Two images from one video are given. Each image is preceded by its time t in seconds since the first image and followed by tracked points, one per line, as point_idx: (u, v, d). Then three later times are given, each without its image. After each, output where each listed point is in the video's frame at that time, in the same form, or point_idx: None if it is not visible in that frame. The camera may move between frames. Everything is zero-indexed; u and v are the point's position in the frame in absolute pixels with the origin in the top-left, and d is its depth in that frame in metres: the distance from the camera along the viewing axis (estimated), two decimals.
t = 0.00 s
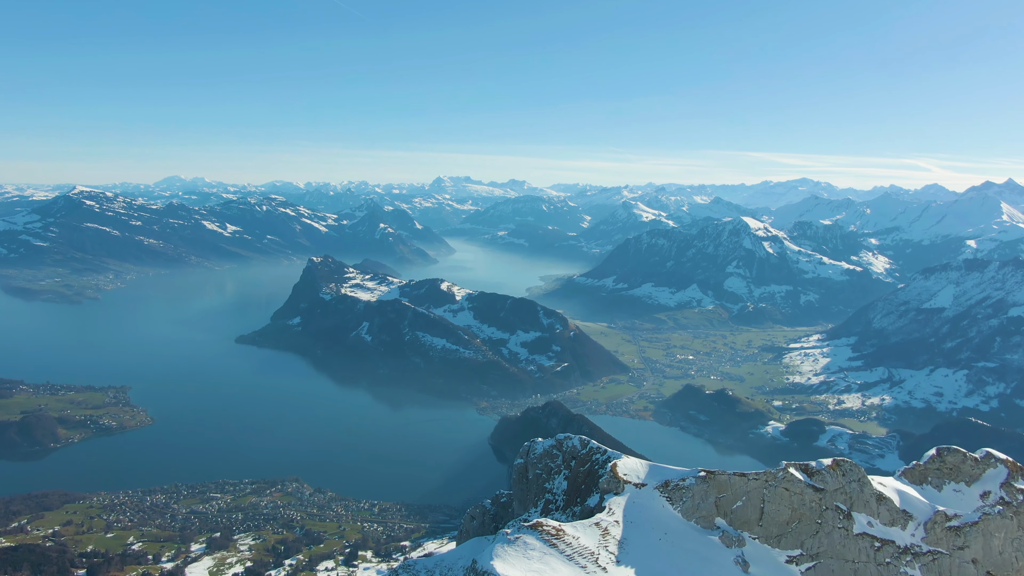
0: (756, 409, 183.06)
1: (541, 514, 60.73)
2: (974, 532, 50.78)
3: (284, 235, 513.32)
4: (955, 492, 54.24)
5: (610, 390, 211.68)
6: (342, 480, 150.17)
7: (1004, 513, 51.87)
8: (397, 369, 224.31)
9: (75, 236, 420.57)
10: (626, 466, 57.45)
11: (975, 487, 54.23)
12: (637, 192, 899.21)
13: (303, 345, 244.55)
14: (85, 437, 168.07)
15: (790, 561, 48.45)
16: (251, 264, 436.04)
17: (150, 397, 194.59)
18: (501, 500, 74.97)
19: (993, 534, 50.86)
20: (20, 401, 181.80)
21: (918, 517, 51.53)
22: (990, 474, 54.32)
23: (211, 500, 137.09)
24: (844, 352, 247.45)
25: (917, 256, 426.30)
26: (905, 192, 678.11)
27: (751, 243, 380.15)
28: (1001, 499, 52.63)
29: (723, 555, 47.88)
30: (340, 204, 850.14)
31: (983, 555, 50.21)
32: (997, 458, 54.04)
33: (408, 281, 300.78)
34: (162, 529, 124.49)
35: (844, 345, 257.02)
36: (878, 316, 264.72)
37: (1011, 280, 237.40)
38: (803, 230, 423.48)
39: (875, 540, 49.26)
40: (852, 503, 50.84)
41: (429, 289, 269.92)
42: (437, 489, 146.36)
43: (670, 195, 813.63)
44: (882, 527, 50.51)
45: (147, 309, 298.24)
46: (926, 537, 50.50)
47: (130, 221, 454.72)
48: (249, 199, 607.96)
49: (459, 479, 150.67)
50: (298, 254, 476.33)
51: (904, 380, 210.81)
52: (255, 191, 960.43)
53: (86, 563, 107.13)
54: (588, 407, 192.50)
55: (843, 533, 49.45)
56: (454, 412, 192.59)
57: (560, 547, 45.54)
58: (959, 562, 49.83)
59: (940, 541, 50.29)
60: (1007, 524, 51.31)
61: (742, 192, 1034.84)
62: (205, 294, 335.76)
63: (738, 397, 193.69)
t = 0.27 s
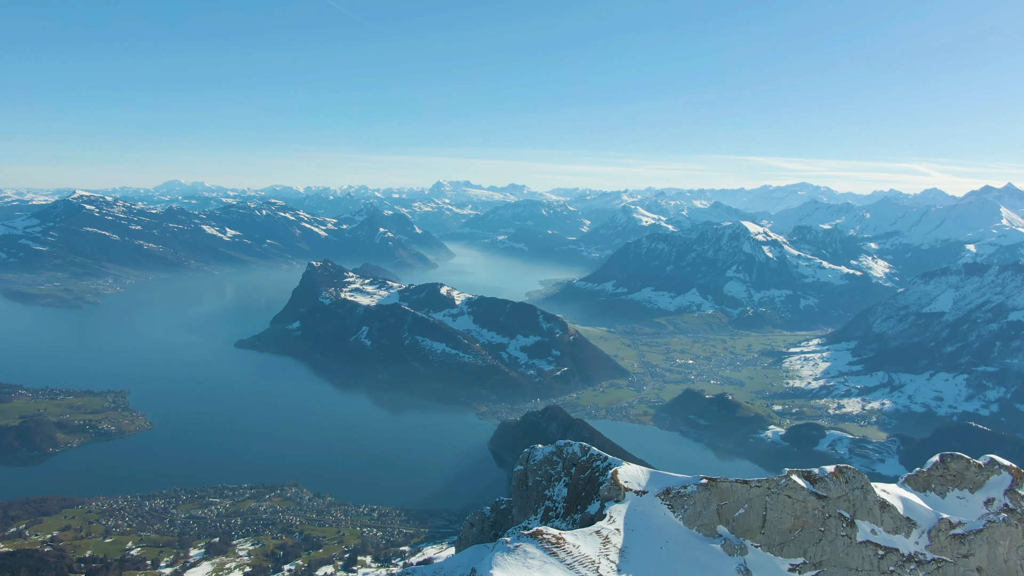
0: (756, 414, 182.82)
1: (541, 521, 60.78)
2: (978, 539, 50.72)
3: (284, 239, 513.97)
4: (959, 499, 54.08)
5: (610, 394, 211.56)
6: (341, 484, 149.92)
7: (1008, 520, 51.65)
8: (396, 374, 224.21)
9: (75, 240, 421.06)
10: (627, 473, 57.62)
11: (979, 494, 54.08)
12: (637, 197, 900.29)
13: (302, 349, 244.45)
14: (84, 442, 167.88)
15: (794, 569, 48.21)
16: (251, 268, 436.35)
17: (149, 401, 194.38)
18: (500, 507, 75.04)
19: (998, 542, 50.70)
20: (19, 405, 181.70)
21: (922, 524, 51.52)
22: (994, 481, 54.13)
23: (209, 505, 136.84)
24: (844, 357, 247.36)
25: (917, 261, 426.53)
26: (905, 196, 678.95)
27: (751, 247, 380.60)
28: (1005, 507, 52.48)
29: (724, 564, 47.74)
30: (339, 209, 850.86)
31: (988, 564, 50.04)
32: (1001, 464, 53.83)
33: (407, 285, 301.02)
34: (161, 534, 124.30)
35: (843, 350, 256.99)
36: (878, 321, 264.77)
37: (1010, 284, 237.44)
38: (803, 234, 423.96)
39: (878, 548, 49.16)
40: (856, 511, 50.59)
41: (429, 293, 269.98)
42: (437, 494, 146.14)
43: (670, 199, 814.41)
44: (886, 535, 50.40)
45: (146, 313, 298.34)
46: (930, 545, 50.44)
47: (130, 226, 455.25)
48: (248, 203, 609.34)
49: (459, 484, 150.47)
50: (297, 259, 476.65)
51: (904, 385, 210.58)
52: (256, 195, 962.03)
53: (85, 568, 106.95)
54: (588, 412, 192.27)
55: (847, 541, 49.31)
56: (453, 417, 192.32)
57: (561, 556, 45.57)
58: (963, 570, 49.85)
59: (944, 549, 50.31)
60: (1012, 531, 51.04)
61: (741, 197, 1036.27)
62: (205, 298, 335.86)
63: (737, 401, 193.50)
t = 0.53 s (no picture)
0: (756, 418, 182.54)
1: (541, 529, 60.63)
2: (983, 547, 51.63)
3: (284, 244, 514.16)
4: (964, 507, 55.16)
5: (610, 399, 211.42)
6: (340, 489, 149.52)
7: (1012, 528, 53.02)
8: (396, 378, 224.10)
9: (74, 245, 421.27)
10: (628, 480, 57.40)
11: (984, 501, 55.28)
12: (636, 201, 901.02)
13: (301, 354, 244.30)
14: (83, 447, 167.48)
15: None
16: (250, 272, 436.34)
17: (148, 406, 194.11)
18: (499, 514, 74.91)
19: (1003, 549, 51.83)
20: (18, 410, 181.30)
21: (926, 532, 52.20)
22: (998, 488, 55.50)
23: (208, 510, 136.44)
24: (844, 361, 247.26)
25: (916, 265, 426.83)
26: (904, 200, 679.23)
27: (750, 252, 380.77)
28: (1009, 514, 53.81)
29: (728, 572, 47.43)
30: (339, 213, 850.90)
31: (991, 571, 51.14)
32: (1006, 472, 55.31)
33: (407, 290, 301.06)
34: (160, 539, 124.04)
35: (843, 354, 256.97)
36: (878, 325, 264.79)
37: (1010, 289, 237.55)
38: (802, 238, 424.51)
39: (882, 556, 49.48)
40: (858, 518, 51.00)
41: (428, 297, 270.05)
42: (436, 499, 145.78)
43: (669, 204, 814.98)
44: (889, 543, 50.95)
45: (145, 318, 298.24)
46: (934, 553, 51.07)
47: (129, 230, 455.30)
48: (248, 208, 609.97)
49: (459, 488, 150.18)
50: (297, 263, 477.04)
51: (904, 389, 210.41)
52: (255, 199, 962.27)
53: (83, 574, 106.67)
54: (588, 416, 192.03)
55: (850, 549, 49.54)
56: (453, 422, 192.07)
57: (561, 564, 45.50)
58: None
59: (949, 556, 50.98)
60: (1017, 539, 52.34)
61: (740, 201, 1037.06)
62: (204, 303, 335.54)
63: (738, 406, 193.18)
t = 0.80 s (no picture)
0: (756, 423, 182.29)
1: (541, 537, 60.70)
2: (988, 555, 50.87)
3: (284, 248, 514.59)
4: (966, 515, 54.86)
5: (610, 403, 211.15)
6: (339, 494, 149.17)
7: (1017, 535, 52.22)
8: (395, 383, 223.87)
9: (75, 249, 421.53)
10: (630, 488, 57.69)
11: (988, 508, 54.76)
12: (636, 205, 902.59)
13: (301, 358, 244.11)
14: (81, 451, 167.16)
15: None
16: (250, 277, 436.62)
17: (147, 410, 193.83)
18: (499, 521, 74.94)
19: (1008, 558, 50.88)
20: (17, 414, 180.98)
21: (929, 540, 51.46)
22: (1002, 495, 54.90)
23: (207, 515, 136.21)
24: (844, 366, 247.08)
25: (916, 270, 427.05)
26: (904, 205, 680.56)
27: (750, 256, 381.33)
28: (1013, 521, 53.10)
29: None
30: (339, 218, 852.65)
31: None
32: (1008, 478, 54.93)
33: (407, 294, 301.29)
34: (158, 544, 123.82)
35: (843, 358, 256.81)
36: (878, 329, 264.85)
37: (1010, 293, 237.59)
38: (802, 243, 425.31)
39: (886, 565, 48.80)
40: (862, 526, 50.25)
41: (428, 302, 270.07)
42: (436, 503, 145.53)
43: (669, 208, 816.34)
44: (894, 551, 50.09)
45: (145, 322, 298.30)
46: (938, 562, 50.29)
47: (129, 234, 455.67)
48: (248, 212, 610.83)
49: (458, 493, 149.95)
50: (297, 267, 477.45)
51: (904, 394, 210.24)
52: (256, 203, 964.54)
53: None
54: (588, 421, 191.69)
55: (853, 557, 48.66)
56: (452, 426, 191.82)
57: (561, 571, 45.56)
58: None
59: (953, 565, 50.17)
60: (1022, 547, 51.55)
61: (740, 206, 1038.65)
62: (203, 307, 335.45)
63: (737, 410, 192.97)
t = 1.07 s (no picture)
0: (756, 428, 181.95)
1: (541, 544, 60.55)
2: (992, 562, 51.66)
3: (284, 252, 514.86)
4: (972, 521, 55.54)
5: (609, 407, 210.88)
6: (339, 499, 148.73)
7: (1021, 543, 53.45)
8: (395, 387, 223.63)
9: (74, 253, 421.36)
10: (631, 496, 57.45)
11: (992, 515, 55.90)
12: (635, 210, 903.55)
13: (300, 363, 243.80)
14: (80, 456, 166.79)
15: None
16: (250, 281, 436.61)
17: (146, 415, 193.50)
18: (499, 528, 74.79)
19: (1013, 567, 51.87)
20: (16, 419, 180.64)
21: (935, 548, 52.11)
22: (1006, 502, 56.29)
23: (206, 520, 136.08)
24: (844, 370, 246.89)
25: (916, 274, 426.97)
26: (903, 209, 681.40)
27: (750, 260, 381.23)
28: (1017, 528, 54.42)
29: None
30: (339, 222, 852.95)
31: None
32: (1012, 485, 56.33)
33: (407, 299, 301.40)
34: (157, 549, 123.49)
35: (843, 363, 256.66)
36: (878, 334, 264.87)
37: (1010, 297, 237.62)
38: (802, 247, 426.22)
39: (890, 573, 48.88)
40: (866, 534, 50.53)
41: (428, 306, 269.87)
42: (435, 508, 145.17)
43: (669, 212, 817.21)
44: (897, 559, 50.35)
45: (144, 326, 298.16)
46: (943, 569, 50.79)
47: (129, 239, 455.53)
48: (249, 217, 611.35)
49: (458, 497, 149.75)
50: (297, 272, 477.61)
51: (904, 399, 210.00)
52: (256, 208, 966.00)
53: None
54: (587, 426, 191.39)
55: (857, 565, 48.68)
56: (452, 431, 191.46)
57: None
58: None
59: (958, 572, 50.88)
60: None
61: (739, 210, 1039.56)
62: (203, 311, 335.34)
63: (738, 415, 192.65)
